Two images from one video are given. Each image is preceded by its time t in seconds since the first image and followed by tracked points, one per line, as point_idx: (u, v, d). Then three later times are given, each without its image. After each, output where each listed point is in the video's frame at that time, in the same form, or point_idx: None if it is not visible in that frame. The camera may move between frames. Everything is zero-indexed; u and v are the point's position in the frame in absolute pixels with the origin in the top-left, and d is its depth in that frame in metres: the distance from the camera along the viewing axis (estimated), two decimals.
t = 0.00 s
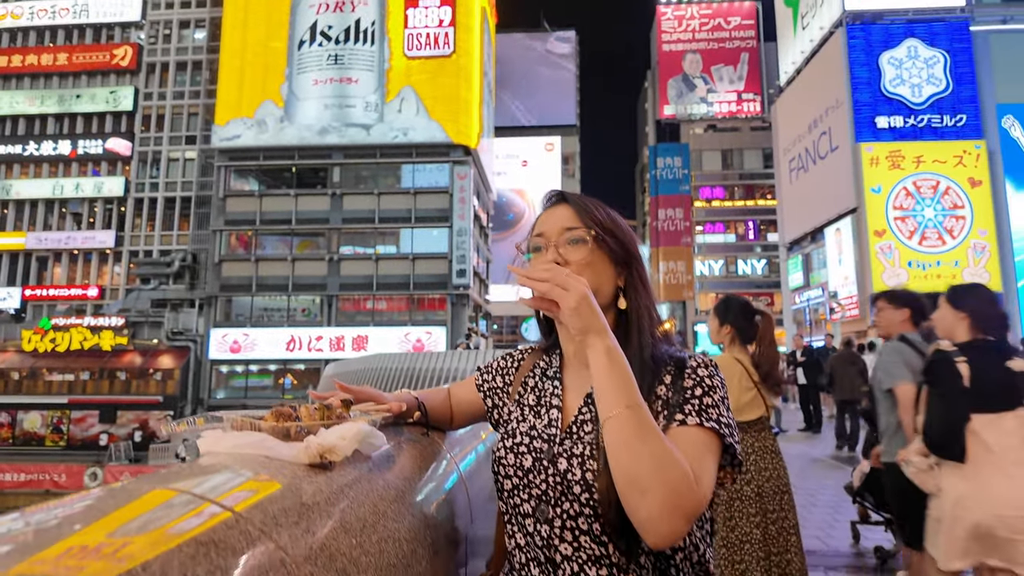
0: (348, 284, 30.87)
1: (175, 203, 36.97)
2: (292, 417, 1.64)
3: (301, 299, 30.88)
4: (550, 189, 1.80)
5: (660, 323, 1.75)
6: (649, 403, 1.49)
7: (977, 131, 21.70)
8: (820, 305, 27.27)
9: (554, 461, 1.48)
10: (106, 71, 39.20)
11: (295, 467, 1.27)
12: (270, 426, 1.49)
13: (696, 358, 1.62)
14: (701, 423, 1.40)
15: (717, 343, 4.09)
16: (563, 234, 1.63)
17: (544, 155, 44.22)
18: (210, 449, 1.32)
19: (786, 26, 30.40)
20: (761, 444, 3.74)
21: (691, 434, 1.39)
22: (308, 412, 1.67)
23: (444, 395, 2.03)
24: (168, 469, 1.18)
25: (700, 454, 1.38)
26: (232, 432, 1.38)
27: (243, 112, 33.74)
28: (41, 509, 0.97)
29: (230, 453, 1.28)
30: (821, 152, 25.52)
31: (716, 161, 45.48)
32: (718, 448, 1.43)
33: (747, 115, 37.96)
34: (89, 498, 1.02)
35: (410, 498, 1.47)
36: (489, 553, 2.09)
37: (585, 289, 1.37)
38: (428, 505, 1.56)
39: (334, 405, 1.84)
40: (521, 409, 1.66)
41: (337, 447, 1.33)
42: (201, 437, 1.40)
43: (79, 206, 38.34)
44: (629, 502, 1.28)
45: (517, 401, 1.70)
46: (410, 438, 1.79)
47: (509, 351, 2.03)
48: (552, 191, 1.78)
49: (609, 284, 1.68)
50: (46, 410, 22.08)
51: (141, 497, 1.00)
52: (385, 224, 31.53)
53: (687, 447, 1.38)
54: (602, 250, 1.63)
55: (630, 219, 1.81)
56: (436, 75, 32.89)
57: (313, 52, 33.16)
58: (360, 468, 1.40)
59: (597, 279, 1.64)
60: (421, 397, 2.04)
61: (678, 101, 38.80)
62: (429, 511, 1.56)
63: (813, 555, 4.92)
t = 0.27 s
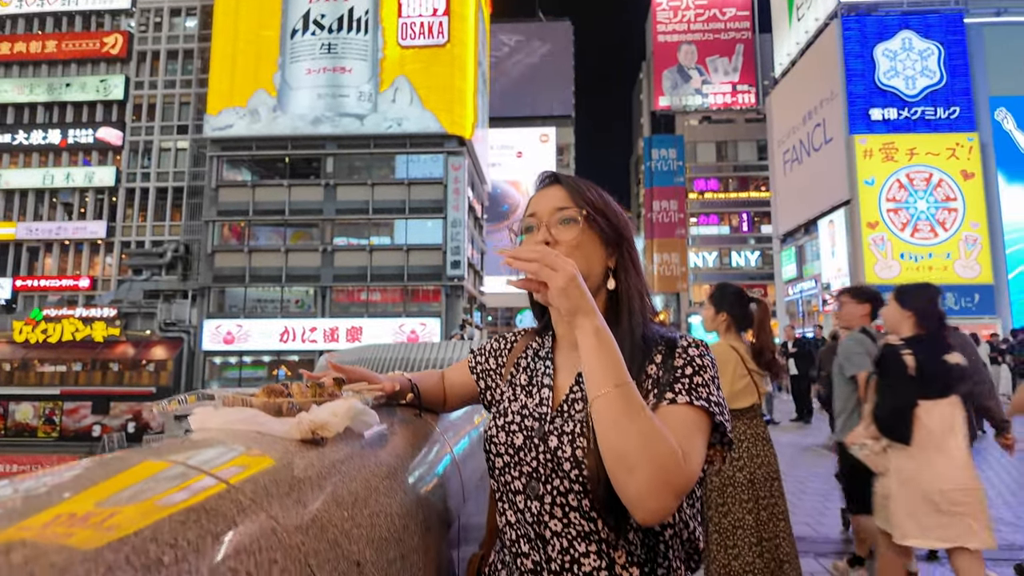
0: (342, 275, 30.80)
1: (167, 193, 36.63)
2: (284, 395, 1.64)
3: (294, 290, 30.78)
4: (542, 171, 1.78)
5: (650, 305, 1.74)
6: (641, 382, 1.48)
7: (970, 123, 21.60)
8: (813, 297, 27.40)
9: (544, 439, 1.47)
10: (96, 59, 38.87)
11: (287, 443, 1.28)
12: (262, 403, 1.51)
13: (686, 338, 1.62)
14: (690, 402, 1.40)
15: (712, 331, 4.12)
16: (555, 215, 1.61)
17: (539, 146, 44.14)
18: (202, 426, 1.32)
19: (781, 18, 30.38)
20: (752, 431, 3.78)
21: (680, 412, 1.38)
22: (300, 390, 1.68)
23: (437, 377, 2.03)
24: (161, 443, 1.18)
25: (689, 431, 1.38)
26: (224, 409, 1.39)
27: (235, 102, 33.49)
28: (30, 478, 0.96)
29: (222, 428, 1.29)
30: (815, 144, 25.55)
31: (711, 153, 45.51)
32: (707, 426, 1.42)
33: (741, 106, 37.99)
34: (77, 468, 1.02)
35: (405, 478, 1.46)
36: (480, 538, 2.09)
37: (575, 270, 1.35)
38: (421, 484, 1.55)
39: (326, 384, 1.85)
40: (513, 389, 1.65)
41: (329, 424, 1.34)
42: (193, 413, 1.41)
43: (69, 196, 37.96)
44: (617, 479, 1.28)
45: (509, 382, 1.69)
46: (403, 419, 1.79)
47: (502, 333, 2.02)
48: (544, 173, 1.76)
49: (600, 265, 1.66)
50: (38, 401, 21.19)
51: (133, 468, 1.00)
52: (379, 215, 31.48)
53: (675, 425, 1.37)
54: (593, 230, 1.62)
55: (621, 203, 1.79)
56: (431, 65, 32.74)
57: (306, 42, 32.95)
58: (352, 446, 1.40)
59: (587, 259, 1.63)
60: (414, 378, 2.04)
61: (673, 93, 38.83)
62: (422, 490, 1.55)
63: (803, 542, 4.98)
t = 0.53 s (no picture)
0: (337, 267, 30.70)
1: (161, 184, 36.30)
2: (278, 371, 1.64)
3: (290, 282, 30.68)
4: (540, 151, 1.77)
5: (646, 286, 1.73)
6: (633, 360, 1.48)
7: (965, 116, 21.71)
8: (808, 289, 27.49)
9: (536, 416, 1.47)
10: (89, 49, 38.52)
11: (280, 415, 1.28)
12: (256, 377, 1.53)
13: (681, 319, 1.61)
14: (683, 379, 1.39)
15: (709, 318, 4.14)
16: (551, 193, 1.60)
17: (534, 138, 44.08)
18: (194, 400, 1.32)
19: (778, 9, 30.32)
20: (746, 418, 3.81)
21: (673, 389, 1.38)
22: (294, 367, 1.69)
23: (432, 359, 2.02)
24: (153, 415, 1.17)
25: (681, 409, 1.37)
26: (216, 383, 1.39)
27: (229, 92, 33.22)
28: (20, 444, 0.96)
29: (214, 402, 1.30)
30: (811, 136, 25.57)
31: (706, 145, 45.50)
32: (701, 404, 1.42)
33: (738, 98, 37.92)
34: (67, 435, 1.01)
35: (400, 456, 1.46)
36: (473, 520, 2.09)
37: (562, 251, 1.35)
38: (415, 464, 1.54)
39: (319, 363, 1.85)
40: (507, 367, 1.64)
41: (323, 398, 1.34)
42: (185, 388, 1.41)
43: (62, 187, 37.59)
44: (608, 454, 1.28)
45: (502, 361, 1.68)
46: (398, 398, 1.79)
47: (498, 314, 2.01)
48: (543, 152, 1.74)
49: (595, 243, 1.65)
50: (32, 391, 19.54)
51: (124, 437, 0.99)
52: (374, 207, 31.39)
53: (666, 404, 1.37)
54: (589, 209, 1.60)
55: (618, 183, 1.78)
56: (426, 56, 32.58)
57: (300, 31, 32.70)
58: (345, 421, 1.40)
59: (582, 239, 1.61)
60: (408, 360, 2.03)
61: (669, 84, 38.67)
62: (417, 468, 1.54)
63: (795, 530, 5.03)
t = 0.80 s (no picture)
0: (334, 261, 30.65)
1: (156, 177, 36.09)
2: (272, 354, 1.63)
3: (286, 276, 30.59)
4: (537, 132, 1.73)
5: (640, 271, 1.72)
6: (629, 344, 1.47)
7: (961, 111, 21.70)
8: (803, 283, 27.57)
9: (531, 400, 1.46)
10: (82, 41, 38.28)
11: (275, 397, 1.27)
12: (251, 359, 1.52)
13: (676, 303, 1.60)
14: (679, 361, 1.39)
15: (705, 308, 4.15)
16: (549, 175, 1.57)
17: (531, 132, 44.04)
18: (189, 381, 1.32)
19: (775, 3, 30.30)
20: (741, 408, 3.82)
21: (667, 370, 1.37)
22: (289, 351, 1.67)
23: (428, 344, 2.00)
24: (147, 395, 1.17)
25: (677, 390, 1.36)
26: (210, 365, 1.39)
27: (223, 84, 33.00)
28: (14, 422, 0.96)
29: (207, 383, 1.29)
30: (807, 131, 25.60)
31: (703, 140, 45.52)
32: (695, 385, 1.41)
33: (735, 92, 37.89)
34: (63, 413, 1.01)
35: (395, 440, 1.44)
36: (470, 509, 2.07)
37: (559, 235, 1.30)
38: (411, 449, 1.53)
39: (310, 348, 1.84)
40: (501, 353, 1.63)
41: (318, 380, 1.33)
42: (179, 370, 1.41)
43: (56, 180, 37.40)
44: (606, 435, 1.26)
45: (497, 347, 1.67)
46: (394, 383, 1.78)
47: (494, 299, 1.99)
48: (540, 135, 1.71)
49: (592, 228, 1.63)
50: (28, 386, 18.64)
51: (116, 416, 0.98)
52: (370, 200, 31.32)
53: (662, 385, 1.36)
54: (588, 191, 1.58)
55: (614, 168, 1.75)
56: (422, 49, 32.48)
57: (296, 23, 32.53)
58: (341, 405, 1.40)
59: (580, 223, 1.59)
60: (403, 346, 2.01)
61: (666, 78, 38.59)
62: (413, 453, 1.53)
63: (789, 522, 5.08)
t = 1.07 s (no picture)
0: (331, 257, 30.65)
1: (153, 172, 35.94)
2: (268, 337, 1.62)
3: (283, 271, 30.57)
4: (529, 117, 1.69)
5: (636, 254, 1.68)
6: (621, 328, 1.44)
7: (957, 107, 21.84)
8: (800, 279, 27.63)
9: (525, 384, 1.45)
10: (79, 35, 38.08)
11: (270, 379, 1.26)
12: (246, 343, 1.51)
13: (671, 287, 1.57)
14: (673, 343, 1.36)
15: (700, 301, 4.29)
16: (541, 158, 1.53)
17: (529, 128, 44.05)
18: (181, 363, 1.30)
19: None
20: (736, 400, 3.89)
21: (661, 352, 1.35)
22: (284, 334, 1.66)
23: (423, 332, 1.99)
24: (140, 377, 1.14)
25: (670, 372, 1.34)
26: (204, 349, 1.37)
27: (220, 79, 32.85)
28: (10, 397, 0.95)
29: (201, 366, 1.27)
30: (804, 127, 25.65)
31: (701, 136, 45.56)
32: (689, 367, 1.39)
33: (732, 88, 37.94)
34: (53, 392, 0.99)
35: (390, 425, 1.40)
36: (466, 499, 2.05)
37: (552, 217, 1.28)
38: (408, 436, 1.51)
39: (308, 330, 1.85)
40: (497, 339, 1.61)
41: (313, 363, 1.32)
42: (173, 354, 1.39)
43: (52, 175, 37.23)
44: (600, 418, 1.24)
45: (493, 334, 1.65)
46: (389, 370, 1.77)
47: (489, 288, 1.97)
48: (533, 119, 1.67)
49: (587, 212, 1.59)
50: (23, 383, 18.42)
51: (106, 396, 0.95)
52: (368, 195, 31.33)
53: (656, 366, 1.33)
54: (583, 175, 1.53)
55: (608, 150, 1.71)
56: (419, 44, 32.43)
57: (293, 18, 32.47)
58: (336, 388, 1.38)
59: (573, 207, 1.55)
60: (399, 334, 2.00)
61: (663, 74, 38.03)
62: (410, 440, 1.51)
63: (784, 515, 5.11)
